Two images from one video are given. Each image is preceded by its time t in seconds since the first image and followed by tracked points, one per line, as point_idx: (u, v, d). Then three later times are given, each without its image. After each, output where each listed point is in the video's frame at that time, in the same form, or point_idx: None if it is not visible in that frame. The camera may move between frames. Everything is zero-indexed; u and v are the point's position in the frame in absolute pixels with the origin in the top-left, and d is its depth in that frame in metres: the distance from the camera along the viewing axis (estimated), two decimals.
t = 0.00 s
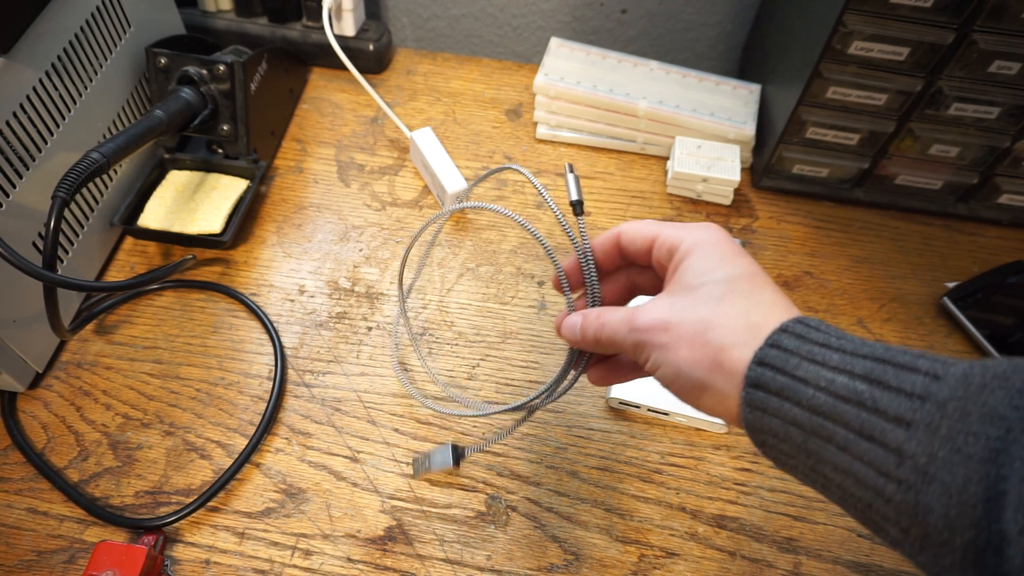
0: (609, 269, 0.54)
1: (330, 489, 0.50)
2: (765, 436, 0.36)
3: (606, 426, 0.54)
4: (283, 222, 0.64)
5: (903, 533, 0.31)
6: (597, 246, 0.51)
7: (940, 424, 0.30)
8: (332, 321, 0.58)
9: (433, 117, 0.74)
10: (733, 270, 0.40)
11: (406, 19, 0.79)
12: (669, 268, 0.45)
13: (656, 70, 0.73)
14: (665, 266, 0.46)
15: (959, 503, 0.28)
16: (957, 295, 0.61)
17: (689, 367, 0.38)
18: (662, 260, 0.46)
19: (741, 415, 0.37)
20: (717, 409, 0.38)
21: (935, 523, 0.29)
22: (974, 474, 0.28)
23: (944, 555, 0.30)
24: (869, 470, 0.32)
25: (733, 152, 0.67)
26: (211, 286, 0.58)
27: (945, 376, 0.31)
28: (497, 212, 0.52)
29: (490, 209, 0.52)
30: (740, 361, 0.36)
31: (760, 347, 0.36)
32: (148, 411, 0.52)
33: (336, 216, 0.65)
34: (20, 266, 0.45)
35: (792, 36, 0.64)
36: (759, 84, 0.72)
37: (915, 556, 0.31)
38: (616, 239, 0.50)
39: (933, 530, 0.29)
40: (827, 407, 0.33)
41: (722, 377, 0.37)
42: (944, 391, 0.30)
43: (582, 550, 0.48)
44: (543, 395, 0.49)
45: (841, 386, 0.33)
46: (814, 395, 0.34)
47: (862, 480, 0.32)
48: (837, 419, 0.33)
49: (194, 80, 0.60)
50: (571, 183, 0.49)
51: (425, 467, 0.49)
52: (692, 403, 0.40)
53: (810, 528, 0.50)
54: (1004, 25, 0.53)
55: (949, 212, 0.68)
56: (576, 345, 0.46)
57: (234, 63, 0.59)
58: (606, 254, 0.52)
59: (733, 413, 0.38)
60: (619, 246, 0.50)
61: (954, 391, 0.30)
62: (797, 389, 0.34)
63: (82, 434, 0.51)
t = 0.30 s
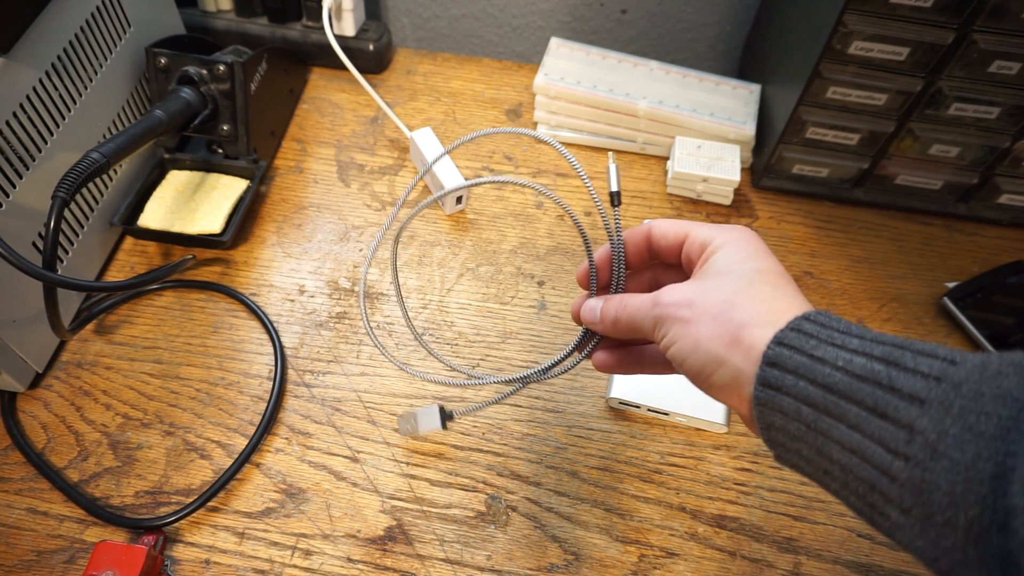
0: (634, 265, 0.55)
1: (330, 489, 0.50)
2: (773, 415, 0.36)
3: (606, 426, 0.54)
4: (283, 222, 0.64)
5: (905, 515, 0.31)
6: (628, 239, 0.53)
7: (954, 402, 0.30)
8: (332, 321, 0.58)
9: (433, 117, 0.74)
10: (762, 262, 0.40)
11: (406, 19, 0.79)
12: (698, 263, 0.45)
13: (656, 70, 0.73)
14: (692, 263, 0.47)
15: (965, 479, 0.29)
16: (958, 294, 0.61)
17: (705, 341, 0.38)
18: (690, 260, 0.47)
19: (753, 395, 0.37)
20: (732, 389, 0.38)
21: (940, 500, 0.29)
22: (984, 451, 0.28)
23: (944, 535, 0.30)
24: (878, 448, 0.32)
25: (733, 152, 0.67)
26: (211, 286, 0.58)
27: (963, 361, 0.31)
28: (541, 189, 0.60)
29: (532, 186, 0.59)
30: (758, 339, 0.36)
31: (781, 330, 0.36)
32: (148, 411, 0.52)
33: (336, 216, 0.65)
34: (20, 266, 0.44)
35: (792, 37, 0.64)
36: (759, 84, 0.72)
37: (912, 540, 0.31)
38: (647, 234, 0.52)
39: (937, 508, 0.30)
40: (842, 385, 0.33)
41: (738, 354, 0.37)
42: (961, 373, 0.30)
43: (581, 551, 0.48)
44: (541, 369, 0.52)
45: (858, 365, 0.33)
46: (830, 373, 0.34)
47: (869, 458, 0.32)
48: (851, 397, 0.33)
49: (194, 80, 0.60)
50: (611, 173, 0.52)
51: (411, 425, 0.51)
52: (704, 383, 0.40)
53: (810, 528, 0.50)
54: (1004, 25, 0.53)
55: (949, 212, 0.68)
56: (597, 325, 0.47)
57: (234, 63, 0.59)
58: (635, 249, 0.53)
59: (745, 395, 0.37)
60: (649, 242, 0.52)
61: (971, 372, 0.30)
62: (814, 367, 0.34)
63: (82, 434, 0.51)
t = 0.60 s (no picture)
0: (640, 269, 0.55)
1: (330, 489, 0.50)
2: (776, 416, 0.36)
3: (606, 426, 0.54)
4: (283, 222, 0.64)
5: (905, 517, 0.31)
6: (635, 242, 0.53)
7: (958, 403, 0.30)
8: (332, 321, 0.58)
9: (433, 117, 0.74)
10: (768, 269, 0.41)
11: (406, 19, 0.79)
12: (702, 269, 0.46)
13: (656, 70, 0.73)
14: (696, 270, 0.47)
15: (968, 480, 0.28)
16: (958, 295, 0.61)
17: (711, 341, 0.38)
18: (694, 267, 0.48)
19: (756, 395, 0.37)
20: (735, 389, 0.38)
21: (941, 502, 0.29)
22: (987, 452, 0.28)
23: (946, 537, 0.29)
24: (880, 449, 0.32)
25: (733, 153, 0.67)
26: (211, 286, 0.58)
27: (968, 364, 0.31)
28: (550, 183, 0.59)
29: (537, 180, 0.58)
30: (764, 340, 0.37)
31: (786, 332, 0.36)
32: (148, 411, 0.52)
33: (336, 216, 0.65)
34: (20, 266, 0.44)
35: (792, 37, 0.64)
36: (759, 84, 0.72)
37: (913, 543, 0.31)
38: (653, 239, 0.52)
39: (939, 510, 0.29)
40: (846, 386, 0.33)
41: (742, 354, 0.37)
42: (966, 375, 0.30)
43: (582, 550, 0.48)
44: (536, 370, 0.51)
45: (862, 367, 0.33)
46: (835, 374, 0.34)
47: (870, 459, 0.32)
48: (855, 399, 0.33)
49: (194, 80, 0.60)
50: (623, 178, 0.53)
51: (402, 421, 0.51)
52: (706, 383, 0.40)
53: (810, 528, 0.50)
54: (1005, 25, 0.53)
55: (949, 212, 0.68)
56: (600, 326, 0.47)
57: (234, 63, 0.59)
58: (642, 253, 0.54)
59: (747, 396, 0.38)
60: (655, 247, 0.52)
61: (976, 375, 0.30)
62: (818, 368, 0.34)
63: (82, 434, 0.51)
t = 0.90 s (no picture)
0: (651, 265, 0.56)
1: (330, 489, 0.50)
2: (785, 405, 0.37)
3: (606, 426, 0.54)
4: (283, 222, 0.64)
5: (914, 504, 0.31)
6: (650, 237, 0.54)
7: (973, 392, 0.30)
8: (332, 321, 0.58)
9: (433, 117, 0.74)
10: (782, 265, 0.42)
11: (406, 19, 0.79)
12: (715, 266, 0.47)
13: (656, 70, 0.73)
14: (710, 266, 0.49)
15: (980, 467, 0.29)
16: (958, 295, 0.61)
17: (723, 328, 0.40)
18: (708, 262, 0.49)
19: (766, 381, 0.38)
20: (745, 376, 0.39)
21: (952, 489, 0.30)
22: (1001, 441, 0.28)
23: (955, 525, 0.30)
24: (892, 436, 0.32)
25: (733, 153, 0.67)
26: (211, 286, 0.58)
27: (984, 355, 0.31)
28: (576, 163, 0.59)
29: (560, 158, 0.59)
30: (776, 328, 0.38)
31: (798, 322, 0.38)
32: (148, 411, 0.52)
33: (336, 216, 0.65)
34: (20, 266, 0.45)
35: (792, 36, 0.64)
36: (759, 84, 0.72)
37: (922, 531, 0.31)
38: (667, 236, 0.53)
39: (950, 497, 0.30)
40: (858, 374, 0.34)
41: (754, 341, 0.39)
42: (982, 365, 0.31)
43: (582, 550, 0.48)
44: (543, 355, 0.53)
45: (876, 356, 0.34)
46: (848, 363, 0.35)
47: (880, 446, 0.33)
48: (868, 386, 0.34)
49: (194, 80, 0.60)
50: (643, 172, 0.55)
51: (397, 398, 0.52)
52: (717, 370, 0.41)
53: (810, 528, 0.50)
54: (1005, 25, 0.53)
55: (950, 212, 0.68)
56: (611, 315, 0.48)
57: (234, 63, 0.59)
58: (655, 247, 0.54)
59: (757, 383, 0.39)
60: (669, 244, 0.53)
61: (991, 365, 0.30)
62: (831, 357, 0.35)
63: (82, 434, 0.51)
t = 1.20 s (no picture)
0: (667, 261, 0.57)
1: (330, 489, 0.50)
2: (801, 395, 0.38)
3: (606, 426, 0.54)
4: (283, 222, 0.64)
5: (928, 494, 0.32)
6: (668, 233, 0.54)
7: (992, 383, 0.31)
8: (332, 321, 0.58)
9: (433, 117, 0.74)
10: (799, 262, 0.43)
11: (406, 19, 0.79)
12: (731, 264, 0.48)
13: (656, 70, 0.73)
14: (727, 264, 0.49)
15: (996, 456, 0.30)
16: (958, 294, 0.61)
17: (742, 316, 0.40)
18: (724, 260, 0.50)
19: (783, 371, 0.39)
20: (761, 364, 0.40)
21: (968, 477, 0.31)
22: (1019, 430, 0.29)
23: (969, 514, 0.30)
24: (908, 425, 0.33)
25: (734, 153, 0.67)
26: (211, 285, 0.58)
27: (1004, 348, 0.32)
28: (603, 155, 0.60)
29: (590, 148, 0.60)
30: (795, 319, 0.39)
31: (817, 315, 0.39)
32: (148, 411, 0.52)
33: (336, 216, 0.65)
34: (20, 266, 0.44)
35: (792, 36, 0.64)
36: (759, 84, 0.72)
37: (934, 520, 0.32)
38: (687, 234, 0.54)
39: (964, 486, 0.31)
40: (876, 364, 0.35)
41: (772, 330, 0.39)
42: (1001, 357, 0.31)
43: (582, 551, 0.48)
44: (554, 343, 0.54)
45: (895, 347, 0.35)
46: (866, 354, 0.36)
47: (896, 435, 0.34)
48: (886, 376, 0.35)
49: (194, 80, 0.60)
50: (666, 168, 0.53)
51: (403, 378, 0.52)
52: (732, 359, 0.41)
53: (810, 527, 0.50)
54: (1005, 25, 0.53)
55: (950, 212, 0.68)
56: (623, 306, 0.48)
57: (234, 63, 0.59)
58: (673, 245, 0.55)
59: (773, 373, 0.39)
60: (687, 242, 0.54)
61: (1011, 358, 0.31)
62: (850, 347, 0.36)
63: (82, 434, 0.51)
